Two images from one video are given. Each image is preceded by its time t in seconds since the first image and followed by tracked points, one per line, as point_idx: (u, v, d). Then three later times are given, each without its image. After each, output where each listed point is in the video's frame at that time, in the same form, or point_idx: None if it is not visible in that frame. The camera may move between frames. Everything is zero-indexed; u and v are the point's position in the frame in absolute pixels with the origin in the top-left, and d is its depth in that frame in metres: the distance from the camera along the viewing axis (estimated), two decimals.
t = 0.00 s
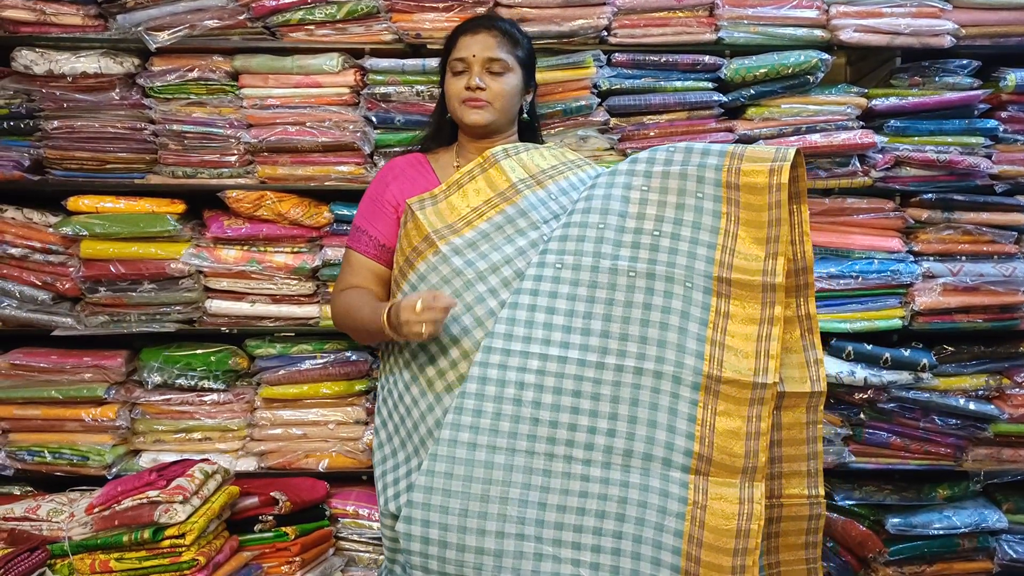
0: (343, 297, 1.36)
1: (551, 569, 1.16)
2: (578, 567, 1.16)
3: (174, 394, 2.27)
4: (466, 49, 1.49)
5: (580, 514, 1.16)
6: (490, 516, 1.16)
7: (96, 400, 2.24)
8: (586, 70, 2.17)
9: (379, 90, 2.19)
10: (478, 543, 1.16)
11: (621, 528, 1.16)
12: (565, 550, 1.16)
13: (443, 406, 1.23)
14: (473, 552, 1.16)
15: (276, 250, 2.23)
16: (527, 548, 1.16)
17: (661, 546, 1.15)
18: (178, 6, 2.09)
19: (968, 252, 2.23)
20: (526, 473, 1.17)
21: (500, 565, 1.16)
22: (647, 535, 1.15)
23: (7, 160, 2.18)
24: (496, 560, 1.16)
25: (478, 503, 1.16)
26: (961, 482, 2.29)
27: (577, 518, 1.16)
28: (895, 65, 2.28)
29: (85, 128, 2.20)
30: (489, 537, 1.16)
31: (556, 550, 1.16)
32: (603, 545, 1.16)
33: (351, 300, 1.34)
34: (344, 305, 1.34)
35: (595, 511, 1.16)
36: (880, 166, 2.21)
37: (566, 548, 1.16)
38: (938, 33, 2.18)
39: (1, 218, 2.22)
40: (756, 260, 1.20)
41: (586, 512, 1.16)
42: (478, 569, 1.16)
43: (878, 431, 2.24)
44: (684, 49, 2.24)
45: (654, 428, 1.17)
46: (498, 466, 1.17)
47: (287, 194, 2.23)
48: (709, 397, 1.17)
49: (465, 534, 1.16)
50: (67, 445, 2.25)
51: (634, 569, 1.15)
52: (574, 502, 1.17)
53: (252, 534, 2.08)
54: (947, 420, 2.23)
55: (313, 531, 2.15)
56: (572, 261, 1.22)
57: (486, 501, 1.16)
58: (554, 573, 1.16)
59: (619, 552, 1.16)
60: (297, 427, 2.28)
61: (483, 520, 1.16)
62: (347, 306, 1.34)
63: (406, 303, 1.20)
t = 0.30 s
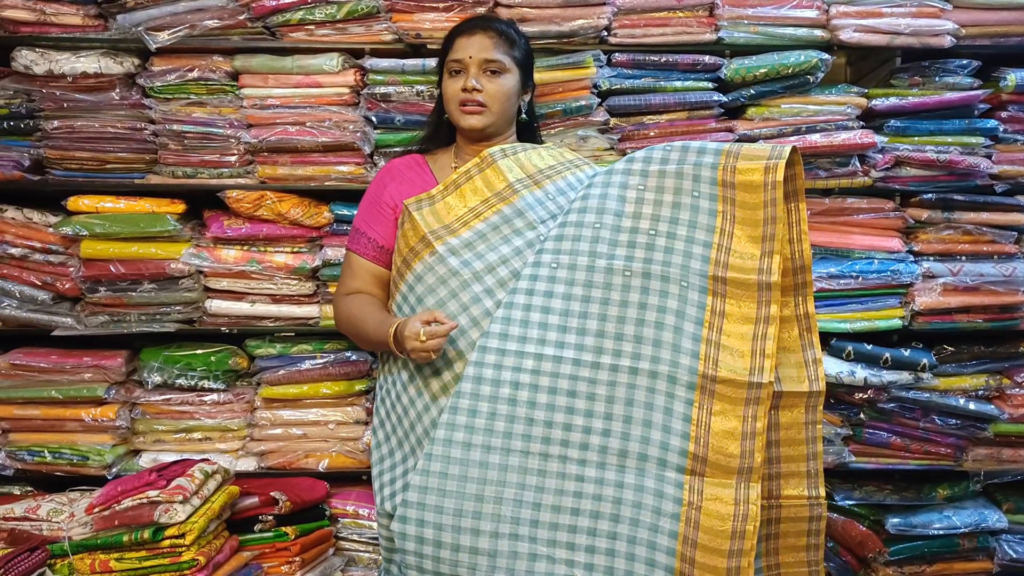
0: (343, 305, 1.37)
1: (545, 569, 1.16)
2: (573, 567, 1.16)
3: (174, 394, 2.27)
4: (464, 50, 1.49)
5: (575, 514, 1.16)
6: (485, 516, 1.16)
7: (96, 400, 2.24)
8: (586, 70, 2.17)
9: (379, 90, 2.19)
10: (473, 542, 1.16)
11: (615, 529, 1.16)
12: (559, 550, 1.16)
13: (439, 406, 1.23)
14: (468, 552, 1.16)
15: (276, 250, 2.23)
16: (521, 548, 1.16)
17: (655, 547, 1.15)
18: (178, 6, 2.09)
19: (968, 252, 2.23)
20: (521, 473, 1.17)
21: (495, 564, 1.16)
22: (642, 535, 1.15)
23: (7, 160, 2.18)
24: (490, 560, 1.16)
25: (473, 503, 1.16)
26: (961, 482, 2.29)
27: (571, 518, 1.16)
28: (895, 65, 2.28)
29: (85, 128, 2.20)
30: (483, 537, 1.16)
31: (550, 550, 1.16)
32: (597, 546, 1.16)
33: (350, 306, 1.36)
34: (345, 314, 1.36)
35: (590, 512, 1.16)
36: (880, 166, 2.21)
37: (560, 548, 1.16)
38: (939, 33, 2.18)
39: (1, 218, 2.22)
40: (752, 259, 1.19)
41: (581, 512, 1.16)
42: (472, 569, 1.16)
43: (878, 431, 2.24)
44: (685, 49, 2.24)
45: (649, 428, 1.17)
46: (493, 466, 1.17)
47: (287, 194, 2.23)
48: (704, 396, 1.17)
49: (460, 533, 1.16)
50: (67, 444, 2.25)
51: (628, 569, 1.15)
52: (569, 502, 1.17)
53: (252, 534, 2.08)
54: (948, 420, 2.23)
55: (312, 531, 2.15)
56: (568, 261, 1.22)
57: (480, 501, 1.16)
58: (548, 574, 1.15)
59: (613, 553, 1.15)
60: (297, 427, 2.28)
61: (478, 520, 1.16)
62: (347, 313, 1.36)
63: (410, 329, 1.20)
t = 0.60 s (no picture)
0: (343, 305, 1.38)
1: (543, 570, 1.16)
2: (571, 568, 1.16)
3: (174, 394, 2.27)
4: (466, 51, 1.48)
5: (574, 515, 1.16)
6: (483, 516, 1.16)
7: (96, 400, 2.24)
8: (587, 70, 2.17)
9: (379, 90, 2.19)
10: (471, 542, 1.16)
11: (614, 529, 1.16)
12: (558, 551, 1.16)
13: (439, 405, 1.23)
14: (467, 552, 1.16)
15: (276, 250, 2.23)
16: (520, 548, 1.16)
17: (654, 548, 1.15)
18: (178, 6, 2.09)
19: (968, 252, 2.23)
20: (520, 473, 1.17)
21: (493, 565, 1.16)
22: (640, 536, 1.15)
23: (7, 160, 2.18)
24: (489, 560, 1.16)
25: (472, 503, 1.16)
26: (961, 482, 2.29)
27: (570, 519, 1.16)
28: (895, 65, 2.28)
29: (85, 128, 2.20)
30: (482, 537, 1.16)
31: (549, 550, 1.16)
32: (596, 546, 1.16)
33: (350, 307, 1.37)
34: (346, 314, 1.36)
35: (589, 512, 1.16)
36: (880, 166, 2.21)
37: (559, 549, 1.16)
38: (938, 33, 2.18)
39: (1, 218, 2.22)
40: (752, 260, 1.19)
41: (580, 513, 1.16)
42: (471, 569, 1.16)
43: (878, 431, 2.24)
44: (685, 49, 2.24)
45: (648, 429, 1.17)
46: (492, 466, 1.17)
47: (287, 194, 2.23)
48: (704, 398, 1.17)
49: (458, 533, 1.16)
50: (67, 445, 2.25)
51: (626, 570, 1.15)
52: (568, 503, 1.16)
53: (252, 534, 2.08)
54: (948, 420, 2.23)
55: (312, 531, 2.15)
56: (568, 262, 1.22)
57: (479, 501, 1.16)
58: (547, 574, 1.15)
59: (612, 554, 1.15)
60: (297, 427, 2.28)
61: (477, 520, 1.16)
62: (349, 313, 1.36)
63: (426, 344, 1.21)
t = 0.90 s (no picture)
0: (344, 305, 1.37)
1: (545, 572, 1.15)
2: (573, 569, 1.15)
3: (174, 394, 2.27)
4: (470, 51, 1.48)
5: (576, 517, 1.16)
6: (485, 518, 1.16)
7: (96, 400, 2.24)
8: (586, 70, 2.17)
9: (379, 90, 2.19)
10: (473, 543, 1.16)
11: (616, 532, 1.15)
12: (559, 553, 1.16)
13: (441, 406, 1.23)
14: (469, 553, 1.16)
15: (276, 251, 2.23)
16: (521, 550, 1.16)
17: (656, 551, 1.15)
18: (177, 6, 2.09)
19: (968, 253, 2.23)
20: (522, 475, 1.17)
21: (495, 566, 1.16)
22: (642, 539, 1.15)
23: (7, 160, 2.18)
24: (491, 561, 1.16)
25: (474, 504, 1.16)
26: (961, 482, 2.29)
27: (572, 521, 1.16)
28: (895, 65, 2.28)
29: (84, 128, 2.20)
30: (483, 539, 1.16)
31: (551, 553, 1.16)
32: (598, 549, 1.16)
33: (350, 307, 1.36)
34: (348, 313, 1.35)
35: (591, 515, 1.16)
36: (880, 166, 2.21)
37: (561, 551, 1.16)
38: (938, 33, 2.18)
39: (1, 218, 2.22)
40: (757, 264, 1.19)
41: (582, 515, 1.16)
42: (473, 570, 1.16)
43: (878, 431, 2.24)
44: (685, 49, 2.24)
45: (651, 431, 1.17)
46: (494, 467, 1.17)
47: (287, 194, 2.23)
48: (707, 401, 1.17)
49: (460, 535, 1.16)
50: (67, 445, 2.25)
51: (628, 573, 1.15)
52: (570, 505, 1.16)
53: (252, 534, 2.08)
54: (947, 420, 2.23)
55: (312, 531, 2.15)
56: (572, 264, 1.22)
57: (481, 502, 1.16)
58: None
59: (614, 556, 1.15)
60: (297, 427, 2.28)
61: (479, 521, 1.16)
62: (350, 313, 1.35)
63: (434, 348, 1.20)
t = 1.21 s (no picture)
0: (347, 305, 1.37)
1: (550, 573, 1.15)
2: (578, 571, 1.15)
3: (174, 394, 2.27)
4: (477, 50, 1.47)
5: (581, 518, 1.16)
6: (490, 519, 1.16)
7: (96, 400, 2.24)
8: (587, 70, 2.17)
9: (379, 90, 2.19)
10: (477, 545, 1.16)
11: (621, 533, 1.16)
12: (564, 554, 1.16)
13: (446, 407, 1.22)
14: (473, 554, 1.16)
15: (276, 250, 2.23)
16: (527, 551, 1.16)
17: (661, 552, 1.15)
18: (178, 6, 2.09)
19: (968, 253, 2.23)
20: (527, 476, 1.17)
21: (499, 567, 1.16)
22: (647, 540, 1.15)
23: (7, 160, 2.18)
24: (495, 562, 1.16)
25: (479, 505, 1.16)
26: (961, 482, 2.29)
27: (577, 522, 1.16)
28: (895, 65, 2.28)
29: (85, 128, 2.20)
30: (488, 540, 1.16)
31: (556, 554, 1.16)
32: (602, 550, 1.16)
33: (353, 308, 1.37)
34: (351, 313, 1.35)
35: (596, 516, 1.16)
36: (880, 166, 2.21)
37: (566, 552, 1.16)
38: (938, 33, 2.18)
39: (1, 218, 2.22)
40: (762, 265, 1.20)
41: (587, 516, 1.16)
42: (477, 571, 1.16)
43: (878, 431, 2.24)
44: (685, 49, 2.24)
45: (656, 433, 1.17)
46: (499, 468, 1.17)
47: (287, 194, 2.23)
48: (712, 402, 1.17)
49: (465, 536, 1.16)
50: (67, 445, 2.25)
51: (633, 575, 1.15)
52: (575, 506, 1.16)
53: (252, 534, 2.08)
54: (948, 420, 2.23)
55: (312, 531, 2.15)
56: (577, 265, 1.22)
57: (486, 503, 1.16)
58: None
59: (618, 557, 1.15)
60: (297, 427, 2.28)
61: (484, 522, 1.16)
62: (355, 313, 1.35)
63: (445, 348, 1.19)
